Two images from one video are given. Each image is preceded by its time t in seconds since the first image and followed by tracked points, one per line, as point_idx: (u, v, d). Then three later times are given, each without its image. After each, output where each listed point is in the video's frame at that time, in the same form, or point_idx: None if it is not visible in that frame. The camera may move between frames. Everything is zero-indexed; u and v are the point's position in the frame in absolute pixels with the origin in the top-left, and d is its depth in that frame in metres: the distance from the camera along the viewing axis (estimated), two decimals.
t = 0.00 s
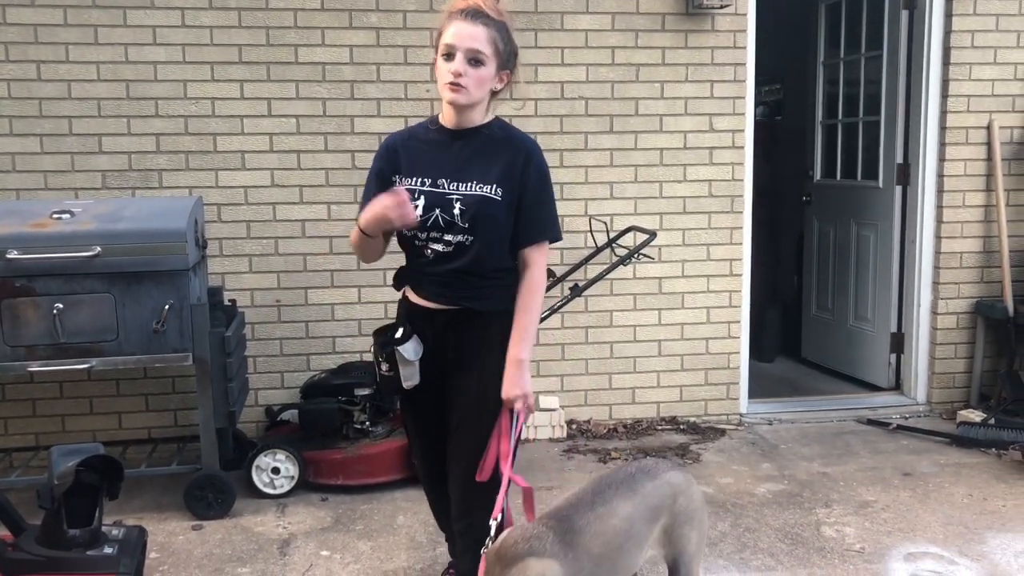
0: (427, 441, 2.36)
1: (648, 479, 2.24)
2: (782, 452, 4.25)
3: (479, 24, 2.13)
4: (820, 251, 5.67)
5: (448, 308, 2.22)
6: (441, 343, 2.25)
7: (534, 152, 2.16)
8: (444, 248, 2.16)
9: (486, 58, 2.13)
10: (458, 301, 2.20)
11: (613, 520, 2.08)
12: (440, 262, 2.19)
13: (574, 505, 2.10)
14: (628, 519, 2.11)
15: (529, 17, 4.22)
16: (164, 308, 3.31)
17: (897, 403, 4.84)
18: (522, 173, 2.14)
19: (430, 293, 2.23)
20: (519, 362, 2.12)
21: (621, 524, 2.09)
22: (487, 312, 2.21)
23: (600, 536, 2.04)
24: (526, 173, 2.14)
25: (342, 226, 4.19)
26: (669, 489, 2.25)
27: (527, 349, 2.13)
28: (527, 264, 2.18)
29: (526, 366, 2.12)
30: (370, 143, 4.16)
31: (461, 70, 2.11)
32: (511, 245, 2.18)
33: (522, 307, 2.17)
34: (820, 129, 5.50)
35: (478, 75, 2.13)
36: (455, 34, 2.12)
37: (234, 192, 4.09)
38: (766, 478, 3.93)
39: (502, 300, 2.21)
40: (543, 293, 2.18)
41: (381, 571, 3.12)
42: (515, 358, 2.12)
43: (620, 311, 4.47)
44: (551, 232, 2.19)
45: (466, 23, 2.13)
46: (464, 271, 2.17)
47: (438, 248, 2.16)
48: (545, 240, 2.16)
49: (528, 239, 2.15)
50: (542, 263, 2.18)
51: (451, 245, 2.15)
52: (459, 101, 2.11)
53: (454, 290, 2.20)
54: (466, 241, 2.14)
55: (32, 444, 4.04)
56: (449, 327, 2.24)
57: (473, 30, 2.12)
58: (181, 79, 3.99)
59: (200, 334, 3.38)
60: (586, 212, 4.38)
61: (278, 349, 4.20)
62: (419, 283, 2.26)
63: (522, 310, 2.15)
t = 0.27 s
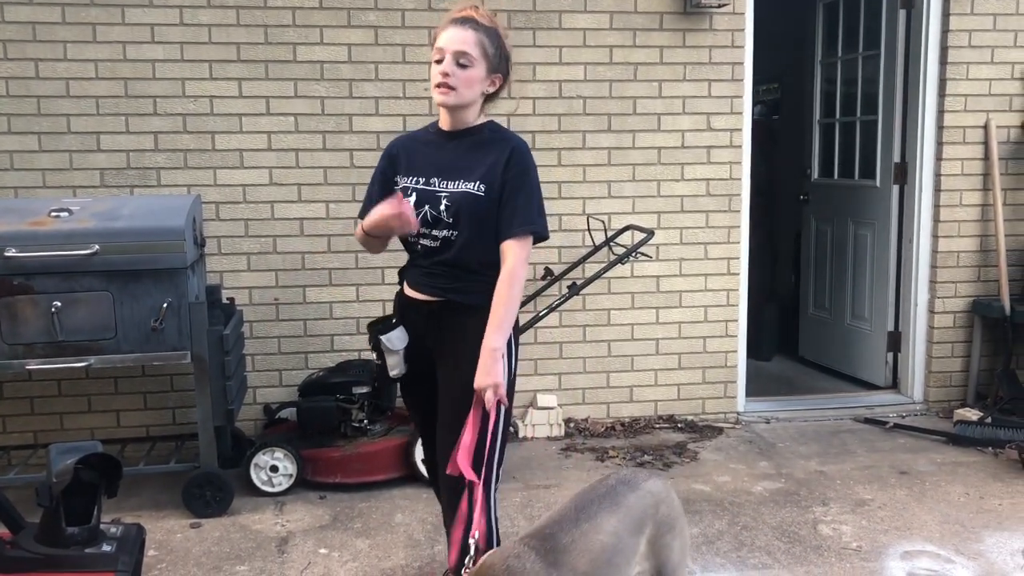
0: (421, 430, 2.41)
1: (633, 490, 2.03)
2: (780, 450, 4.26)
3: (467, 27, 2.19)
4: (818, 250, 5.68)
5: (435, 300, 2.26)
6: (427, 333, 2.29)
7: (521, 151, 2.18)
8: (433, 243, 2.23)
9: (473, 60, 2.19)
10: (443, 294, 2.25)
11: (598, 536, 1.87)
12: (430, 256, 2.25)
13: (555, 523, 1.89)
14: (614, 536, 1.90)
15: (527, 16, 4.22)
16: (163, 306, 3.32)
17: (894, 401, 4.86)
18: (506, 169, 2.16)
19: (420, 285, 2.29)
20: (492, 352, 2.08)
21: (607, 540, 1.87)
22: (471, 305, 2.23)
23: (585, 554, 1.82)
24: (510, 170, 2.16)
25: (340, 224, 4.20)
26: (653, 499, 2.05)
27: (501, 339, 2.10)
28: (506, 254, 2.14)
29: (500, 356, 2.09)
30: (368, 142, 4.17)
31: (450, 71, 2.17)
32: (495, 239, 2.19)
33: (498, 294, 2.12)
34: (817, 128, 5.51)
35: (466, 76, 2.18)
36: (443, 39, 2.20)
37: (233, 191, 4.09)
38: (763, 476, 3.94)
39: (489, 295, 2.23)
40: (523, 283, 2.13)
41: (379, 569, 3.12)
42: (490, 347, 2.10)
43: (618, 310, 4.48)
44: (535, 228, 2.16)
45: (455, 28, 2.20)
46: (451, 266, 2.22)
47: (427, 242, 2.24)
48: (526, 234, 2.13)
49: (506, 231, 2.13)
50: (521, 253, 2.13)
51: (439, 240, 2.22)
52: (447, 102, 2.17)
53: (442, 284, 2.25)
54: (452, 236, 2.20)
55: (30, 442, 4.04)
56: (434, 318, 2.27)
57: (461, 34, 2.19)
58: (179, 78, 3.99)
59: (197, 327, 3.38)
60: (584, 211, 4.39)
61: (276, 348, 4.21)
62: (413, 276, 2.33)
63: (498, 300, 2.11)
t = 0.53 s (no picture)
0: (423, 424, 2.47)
1: (616, 496, 2.06)
2: (779, 449, 4.27)
3: (456, 34, 2.22)
4: (816, 249, 5.69)
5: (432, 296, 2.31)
6: (425, 327, 2.34)
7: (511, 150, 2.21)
8: (429, 241, 2.28)
9: (464, 65, 2.22)
10: (439, 291, 2.29)
11: (581, 541, 1.90)
12: (428, 254, 2.30)
13: (538, 533, 1.94)
14: (599, 539, 1.92)
15: (525, 15, 4.23)
16: (162, 305, 3.32)
17: (894, 400, 4.86)
18: (495, 167, 2.20)
19: (418, 282, 2.34)
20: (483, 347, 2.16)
21: (590, 544, 1.90)
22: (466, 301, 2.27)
23: (567, 559, 1.85)
24: (499, 167, 2.20)
25: (340, 224, 4.20)
26: (639, 504, 2.07)
27: (493, 335, 2.17)
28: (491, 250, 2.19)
29: (492, 351, 2.16)
30: (368, 141, 4.17)
31: (440, 78, 2.21)
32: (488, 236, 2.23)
33: (487, 291, 2.18)
34: (816, 127, 5.51)
35: (457, 82, 2.22)
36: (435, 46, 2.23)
37: (232, 190, 4.09)
38: (762, 474, 3.94)
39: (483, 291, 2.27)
40: (511, 280, 2.18)
41: (379, 567, 3.13)
42: (482, 343, 2.17)
43: (617, 309, 4.48)
44: (524, 225, 2.20)
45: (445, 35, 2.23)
46: (447, 263, 2.27)
47: (424, 241, 2.29)
48: (514, 232, 2.17)
49: (495, 228, 2.18)
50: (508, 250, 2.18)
51: (435, 239, 2.27)
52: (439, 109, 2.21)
53: (439, 281, 2.29)
54: (446, 233, 2.24)
55: (30, 442, 4.05)
56: (431, 313, 2.32)
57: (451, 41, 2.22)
58: (178, 77, 3.99)
59: (197, 326, 3.39)
60: (583, 210, 4.39)
61: (276, 347, 4.21)
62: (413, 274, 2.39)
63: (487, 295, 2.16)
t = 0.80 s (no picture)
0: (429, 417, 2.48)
1: (613, 501, 2.06)
2: (780, 448, 4.27)
3: (456, 41, 2.21)
4: (817, 248, 5.69)
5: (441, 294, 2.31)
6: (434, 325, 2.35)
7: (516, 147, 2.23)
8: (439, 242, 2.28)
9: (465, 74, 2.22)
10: (450, 288, 2.29)
11: (573, 545, 1.90)
12: (437, 255, 2.30)
13: (530, 539, 1.95)
14: (592, 543, 1.91)
15: (525, 15, 4.23)
16: (163, 306, 3.32)
17: (894, 398, 4.87)
18: (502, 165, 2.22)
19: (427, 279, 2.33)
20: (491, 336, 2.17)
21: (582, 548, 1.89)
22: (476, 298, 2.28)
23: (559, 562, 1.86)
24: (506, 165, 2.21)
25: (340, 224, 4.20)
26: (636, 511, 2.06)
27: (498, 325, 2.18)
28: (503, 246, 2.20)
29: (497, 340, 2.18)
30: (368, 142, 4.17)
31: (442, 88, 2.20)
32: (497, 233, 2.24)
33: (497, 283, 2.18)
34: (816, 126, 5.51)
35: (459, 90, 2.22)
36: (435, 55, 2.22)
37: (233, 191, 4.10)
38: (763, 473, 3.95)
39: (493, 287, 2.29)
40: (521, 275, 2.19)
41: (381, 567, 3.13)
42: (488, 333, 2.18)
43: (617, 308, 4.49)
44: (532, 220, 2.22)
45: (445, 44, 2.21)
46: (458, 261, 2.27)
47: (434, 241, 2.29)
48: (522, 226, 2.19)
49: (505, 226, 2.20)
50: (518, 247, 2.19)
51: (446, 239, 2.27)
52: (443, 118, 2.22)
53: (449, 280, 2.29)
54: (457, 233, 2.25)
55: (32, 443, 4.05)
56: (440, 310, 2.33)
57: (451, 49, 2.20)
58: (178, 78, 4.00)
59: (199, 326, 3.39)
60: (583, 209, 4.39)
61: (277, 347, 4.22)
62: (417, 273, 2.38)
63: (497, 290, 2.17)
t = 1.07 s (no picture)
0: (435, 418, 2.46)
1: (613, 508, 2.04)
2: (783, 448, 4.27)
3: (467, 49, 2.19)
4: (819, 248, 5.69)
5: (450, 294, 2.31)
6: (442, 325, 2.35)
7: (523, 148, 2.25)
8: (449, 243, 2.29)
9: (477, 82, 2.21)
10: (459, 287, 2.28)
11: (570, 549, 1.88)
12: (447, 256, 2.30)
13: (527, 541, 1.92)
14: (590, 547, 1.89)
15: (526, 16, 4.23)
16: (166, 308, 3.33)
17: (897, 398, 4.86)
18: (512, 167, 2.23)
19: (435, 279, 2.32)
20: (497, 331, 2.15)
21: (579, 552, 1.87)
22: (487, 298, 2.29)
23: (556, 564, 1.84)
24: (516, 166, 2.23)
25: (343, 226, 4.20)
26: (639, 517, 2.06)
27: (505, 321, 2.17)
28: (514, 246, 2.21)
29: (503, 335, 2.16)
30: (370, 143, 4.17)
31: (456, 97, 2.20)
32: (507, 234, 2.25)
33: (506, 283, 2.19)
34: (817, 126, 5.51)
35: (472, 98, 2.22)
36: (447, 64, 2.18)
37: (235, 193, 4.10)
38: (766, 473, 3.94)
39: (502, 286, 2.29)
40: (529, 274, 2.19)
41: (384, 569, 3.13)
42: (494, 328, 2.16)
43: (620, 308, 4.49)
44: (541, 220, 2.24)
45: (456, 52, 2.18)
46: (469, 262, 2.27)
47: (444, 242, 2.29)
48: (531, 225, 2.20)
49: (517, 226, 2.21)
50: (529, 245, 2.20)
51: (456, 239, 2.27)
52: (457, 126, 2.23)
53: (459, 281, 2.29)
54: (468, 234, 2.26)
55: (35, 445, 4.06)
56: (448, 311, 2.33)
57: (463, 58, 2.18)
58: (180, 80, 4.00)
59: (202, 327, 3.38)
60: (585, 210, 4.39)
61: (280, 349, 4.22)
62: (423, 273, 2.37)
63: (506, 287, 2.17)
